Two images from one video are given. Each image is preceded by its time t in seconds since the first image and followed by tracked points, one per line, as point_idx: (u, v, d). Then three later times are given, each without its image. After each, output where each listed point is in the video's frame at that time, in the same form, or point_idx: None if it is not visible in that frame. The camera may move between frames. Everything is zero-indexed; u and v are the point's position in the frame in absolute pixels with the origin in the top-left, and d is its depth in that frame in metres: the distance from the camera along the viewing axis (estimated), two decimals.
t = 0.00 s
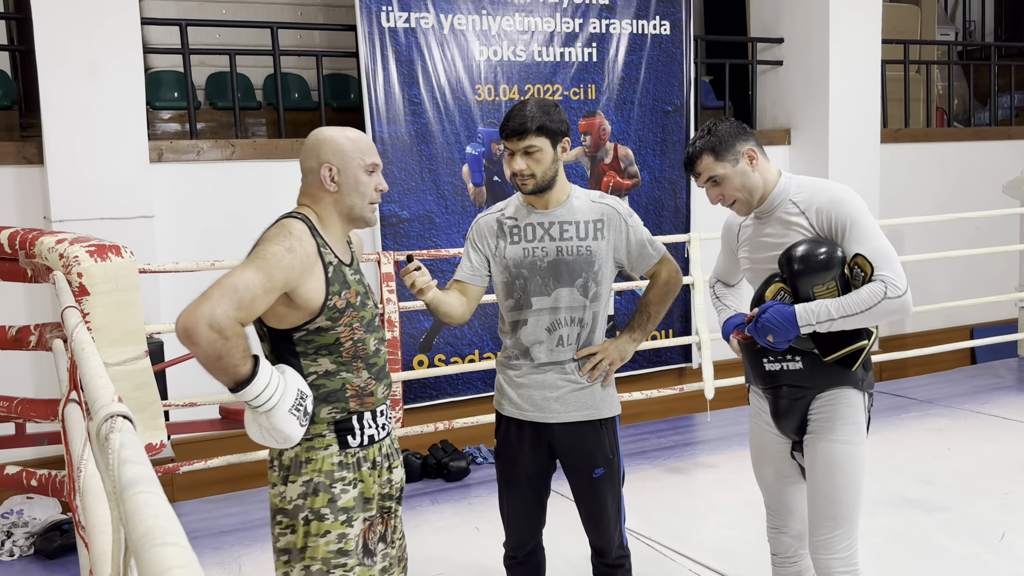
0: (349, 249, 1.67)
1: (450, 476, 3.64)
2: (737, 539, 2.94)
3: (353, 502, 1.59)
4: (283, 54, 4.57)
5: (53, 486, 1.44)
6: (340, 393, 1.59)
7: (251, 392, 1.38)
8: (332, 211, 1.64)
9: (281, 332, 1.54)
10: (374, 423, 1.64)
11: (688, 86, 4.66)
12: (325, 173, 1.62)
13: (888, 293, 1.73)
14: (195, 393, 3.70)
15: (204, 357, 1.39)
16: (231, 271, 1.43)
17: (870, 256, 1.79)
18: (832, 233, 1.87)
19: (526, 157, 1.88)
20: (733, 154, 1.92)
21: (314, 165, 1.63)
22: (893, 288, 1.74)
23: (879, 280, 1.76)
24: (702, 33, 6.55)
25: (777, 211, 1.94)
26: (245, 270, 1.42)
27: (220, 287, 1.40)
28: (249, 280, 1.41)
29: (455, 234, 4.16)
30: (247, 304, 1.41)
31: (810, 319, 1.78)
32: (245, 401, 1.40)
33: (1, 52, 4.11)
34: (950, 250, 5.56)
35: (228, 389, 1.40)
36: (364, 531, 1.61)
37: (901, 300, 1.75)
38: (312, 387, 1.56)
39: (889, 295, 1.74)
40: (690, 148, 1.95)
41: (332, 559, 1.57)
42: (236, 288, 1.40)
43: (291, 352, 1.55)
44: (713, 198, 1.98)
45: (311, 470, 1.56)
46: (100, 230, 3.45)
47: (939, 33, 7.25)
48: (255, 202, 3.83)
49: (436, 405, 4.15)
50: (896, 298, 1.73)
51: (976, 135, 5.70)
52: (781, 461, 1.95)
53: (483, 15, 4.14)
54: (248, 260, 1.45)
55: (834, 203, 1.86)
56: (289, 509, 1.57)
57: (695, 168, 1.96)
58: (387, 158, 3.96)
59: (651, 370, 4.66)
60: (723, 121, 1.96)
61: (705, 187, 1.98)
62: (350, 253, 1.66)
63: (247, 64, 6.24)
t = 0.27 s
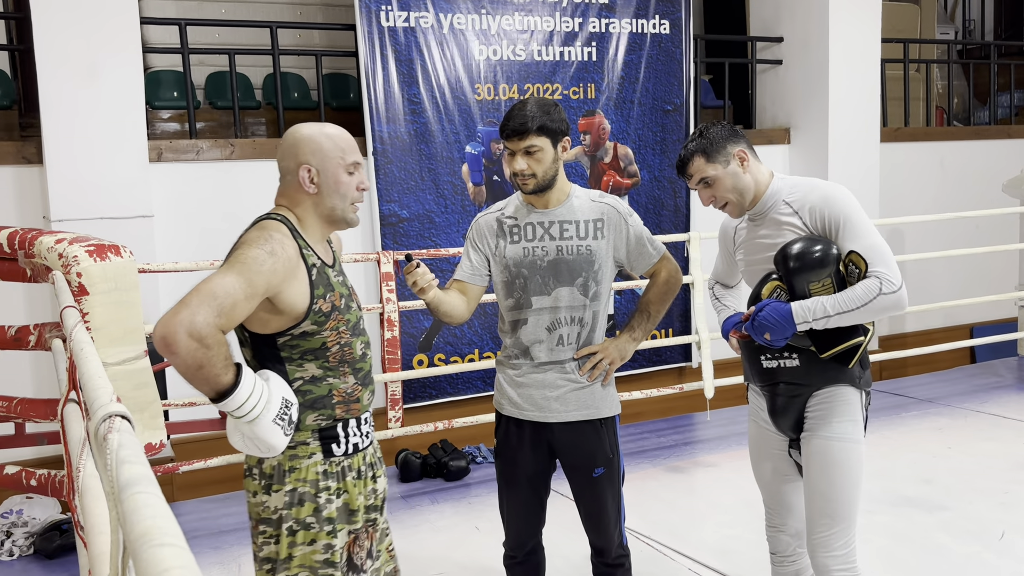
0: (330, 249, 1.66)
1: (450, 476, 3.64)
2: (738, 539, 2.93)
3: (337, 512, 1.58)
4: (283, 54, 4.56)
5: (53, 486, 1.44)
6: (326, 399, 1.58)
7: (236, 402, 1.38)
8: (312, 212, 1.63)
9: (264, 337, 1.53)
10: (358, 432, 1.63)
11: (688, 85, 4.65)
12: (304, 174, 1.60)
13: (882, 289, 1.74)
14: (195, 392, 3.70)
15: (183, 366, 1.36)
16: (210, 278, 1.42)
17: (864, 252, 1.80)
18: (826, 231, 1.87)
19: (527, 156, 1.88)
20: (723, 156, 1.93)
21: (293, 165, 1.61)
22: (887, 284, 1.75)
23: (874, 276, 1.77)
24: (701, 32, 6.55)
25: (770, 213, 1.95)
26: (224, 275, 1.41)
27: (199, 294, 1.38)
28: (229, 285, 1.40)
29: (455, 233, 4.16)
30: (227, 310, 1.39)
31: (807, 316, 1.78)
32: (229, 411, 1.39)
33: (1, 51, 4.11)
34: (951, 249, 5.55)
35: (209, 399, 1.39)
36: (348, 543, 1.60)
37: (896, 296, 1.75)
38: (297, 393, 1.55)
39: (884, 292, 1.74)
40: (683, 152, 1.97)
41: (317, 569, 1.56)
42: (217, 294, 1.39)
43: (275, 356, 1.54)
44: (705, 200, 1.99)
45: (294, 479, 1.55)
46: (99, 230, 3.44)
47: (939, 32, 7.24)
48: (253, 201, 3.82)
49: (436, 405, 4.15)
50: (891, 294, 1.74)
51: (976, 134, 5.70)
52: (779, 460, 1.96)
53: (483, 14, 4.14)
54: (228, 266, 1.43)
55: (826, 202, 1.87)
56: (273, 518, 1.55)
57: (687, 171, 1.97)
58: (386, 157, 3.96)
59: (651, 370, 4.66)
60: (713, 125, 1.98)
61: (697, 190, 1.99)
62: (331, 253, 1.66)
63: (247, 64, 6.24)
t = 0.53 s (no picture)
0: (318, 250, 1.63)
1: (450, 475, 3.64)
2: (737, 538, 2.94)
3: (323, 520, 1.54)
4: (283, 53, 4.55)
5: (52, 486, 1.44)
6: (315, 404, 1.55)
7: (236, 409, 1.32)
8: (301, 215, 1.58)
9: (255, 341, 1.49)
10: (344, 437, 1.60)
11: (688, 83, 4.65)
12: (294, 177, 1.55)
13: (880, 288, 1.74)
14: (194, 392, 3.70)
15: (185, 375, 1.29)
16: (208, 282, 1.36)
17: (862, 251, 1.80)
18: (823, 230, 1.88)
19: (527, 156, 1.88)
20: (721, 160, 1.92)
21: (283, 165, 1.56)
22: (886, 283, 1.75)
23: (871, 274, 1.77)
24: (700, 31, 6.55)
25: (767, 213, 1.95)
26: (223, 277, 1.36)
27: (201, 297, 1.33)
28: (231, 289, 1.35)
29: (455, 232, 4.16)
30: (230, 314, 1.35)
31: (806, 317, 1.78)
32: (226, 418, 1.33)
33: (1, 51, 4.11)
34: (950, 247, 5.56)
35: (208, 407, 1.32)
36: (334, 552, 1.56)
37: (894, 294, 1.75)
38: (286, 398, 1.51)
39: (881, 290, 1.74)
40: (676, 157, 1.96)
41: None
42: (220, 297, 1.34)
43: (266, 360, 1.49)
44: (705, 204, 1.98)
45: (280, 486, 1.52)
46: (98, 229, 3.44)
47: (938, 31, 7.24)
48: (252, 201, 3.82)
49: (435, 404, 4.15)
50: (889, 293, 1.74)
51: (976, 133, 5.70)
52: (781, 457, 1.96)
53: (482, 13, 4.14)
54: (225, 269, 1.39)
55: (822, 201, 1.87)
56: (258, 525, 1.52)
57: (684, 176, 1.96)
58: (385, 156, 3.96)
59: (650, 369, 4.66)
60: (706, 129, 1.97)
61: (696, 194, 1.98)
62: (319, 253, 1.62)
63: (246, 63, 6.25)
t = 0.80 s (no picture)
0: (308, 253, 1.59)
1: (450, 474, 3.64)
2: (737, 536, 2.94)
3: (315, 519, 1.52)
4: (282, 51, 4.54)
5: (51, 485, 1.44)
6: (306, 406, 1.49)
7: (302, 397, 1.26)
8: (289, 219, 1.56)
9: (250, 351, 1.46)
10: (337, 437, 1.55)
11: (688, 82, 4.65)
12: (287, 180, 1.53)
13: (885, 295, 1.73)
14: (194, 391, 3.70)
15: (230, 396, 1.27)
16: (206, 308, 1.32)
17: (868, 256, 1.78)
18: (832, 230, 1.86)
19: (528, 154, 1.88)
20: (734, 151, 1.92)
21: (278, 167, 1.54)
22: (891, 291, 1.74)
23: (876, 281, 1.75)
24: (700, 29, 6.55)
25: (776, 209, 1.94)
26: (219, 300, 1.33)
27: (210, 325, 1.29)
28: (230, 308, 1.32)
29: (454, 231, 4.16)
30: (241, 326, 1.32)
31: (806, 322, 1.80)
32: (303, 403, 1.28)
33: None
34: (950, 246, 5.55)
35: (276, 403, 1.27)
36: (324, 550, 1.55)
37: (898, 302, 1.74)
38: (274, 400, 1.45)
39: (886, 298, 1.73)
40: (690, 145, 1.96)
41: None
42: (223, 318, 1.30)
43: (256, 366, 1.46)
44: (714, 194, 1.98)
45: (272, 486, 1.49)
46: (98, 228, 3.44)
47: (938, 28, 7.23)
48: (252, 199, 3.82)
49: (435, 403, 4.15)
50: (893, 301, 1.73)
51: (975, 131, 5.70)
52: (782, 458, 1.96)
53: (482, 11, 4.14)
54: (216, 291, 1.35)
55: (833, 201, 1.85)
56: (250, 525, 1.49)
57: (697, 165, 1.96)
58: (385, 155, 3.96)
59: (650, 367, 4.66)
60: (723, 117, 1.96)
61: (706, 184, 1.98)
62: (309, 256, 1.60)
63: (246, 62, 6.25)
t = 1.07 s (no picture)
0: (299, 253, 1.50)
1: (450, 472, 3.64)
2: (736, 534, 2.94)
3: (312, 518, 1.49)
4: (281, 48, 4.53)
5: (52, 483, 1.44)
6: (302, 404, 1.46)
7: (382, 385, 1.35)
8: (278, 217, 1.46)
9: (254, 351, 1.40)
10: (333, 435, 1.53)
11: (688, 80, 4.64)
12: (270, 177, 1.43)
13: (886, 309, 1.72)
14: (194, 388, 3.70)
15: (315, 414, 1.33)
16: (252, 340, 1.29)
17: (875, 266, 1.75)
18: (846, 234, 1.82)
19: (528, 152, 1.88)
20: (759, 139, 1.87)
21: (259, 164, 1.44)
22: (893, 305, 1.72)
23: (879, 293, 1.74)
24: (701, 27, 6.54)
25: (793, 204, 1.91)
26: (269, 335, 1.29)
27: (273, 357, 1.29)
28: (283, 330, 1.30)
29: (454, 229, 4.15)
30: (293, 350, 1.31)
31: (801, 325, 1.81)
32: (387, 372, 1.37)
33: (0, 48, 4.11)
34: (950, 244, 5.55)
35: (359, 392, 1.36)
36: (320, 549, 1.50)
37: (899, 317, 1.73)
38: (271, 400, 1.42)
39: (886, 312, 1.72)
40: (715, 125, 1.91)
41: None
42: (281, 346, 1.29)
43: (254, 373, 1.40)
44: (732, 179, 1.93)
45: (268, 484, 1.46)
46: (97, 226, 3.44)
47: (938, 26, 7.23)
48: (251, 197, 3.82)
49: (435, 401, 4.15)
50: (894, 316, 1.71)
51: (975, 129, 5.70)
52: (781, 459, 1.95)
53: (481, 9, 4.13)
54: (247, 319, 1.30)
55: (851, 204, 1.80)
56: (246, 524, 1.46)
57: (718, 147, 1.91)
58: (384, 153, 3.96)
59: (650, 365, 4.67)
60: (755, 99, 1.91)
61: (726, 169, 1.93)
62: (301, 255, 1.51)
63: (246, 60, 6.26)
